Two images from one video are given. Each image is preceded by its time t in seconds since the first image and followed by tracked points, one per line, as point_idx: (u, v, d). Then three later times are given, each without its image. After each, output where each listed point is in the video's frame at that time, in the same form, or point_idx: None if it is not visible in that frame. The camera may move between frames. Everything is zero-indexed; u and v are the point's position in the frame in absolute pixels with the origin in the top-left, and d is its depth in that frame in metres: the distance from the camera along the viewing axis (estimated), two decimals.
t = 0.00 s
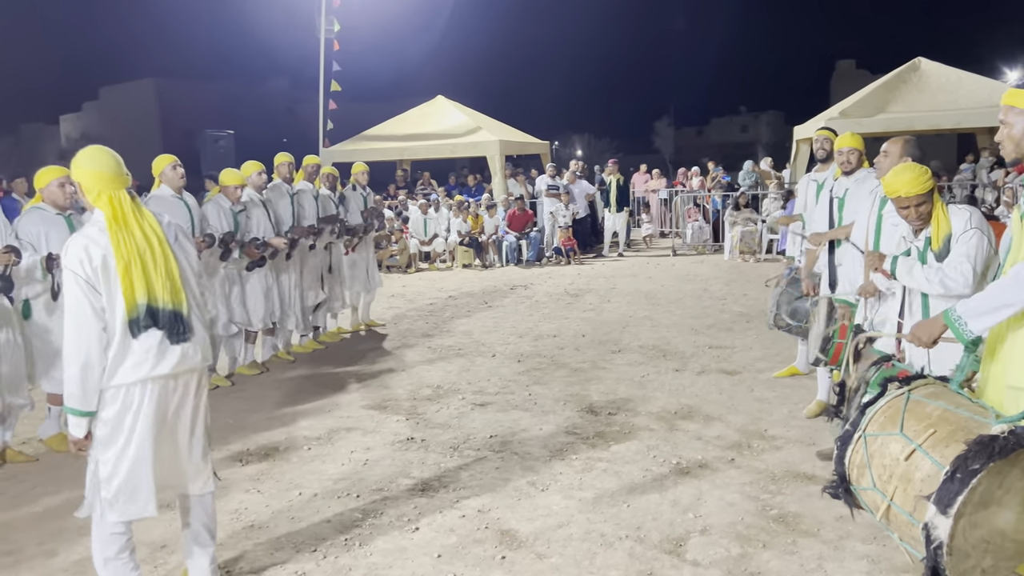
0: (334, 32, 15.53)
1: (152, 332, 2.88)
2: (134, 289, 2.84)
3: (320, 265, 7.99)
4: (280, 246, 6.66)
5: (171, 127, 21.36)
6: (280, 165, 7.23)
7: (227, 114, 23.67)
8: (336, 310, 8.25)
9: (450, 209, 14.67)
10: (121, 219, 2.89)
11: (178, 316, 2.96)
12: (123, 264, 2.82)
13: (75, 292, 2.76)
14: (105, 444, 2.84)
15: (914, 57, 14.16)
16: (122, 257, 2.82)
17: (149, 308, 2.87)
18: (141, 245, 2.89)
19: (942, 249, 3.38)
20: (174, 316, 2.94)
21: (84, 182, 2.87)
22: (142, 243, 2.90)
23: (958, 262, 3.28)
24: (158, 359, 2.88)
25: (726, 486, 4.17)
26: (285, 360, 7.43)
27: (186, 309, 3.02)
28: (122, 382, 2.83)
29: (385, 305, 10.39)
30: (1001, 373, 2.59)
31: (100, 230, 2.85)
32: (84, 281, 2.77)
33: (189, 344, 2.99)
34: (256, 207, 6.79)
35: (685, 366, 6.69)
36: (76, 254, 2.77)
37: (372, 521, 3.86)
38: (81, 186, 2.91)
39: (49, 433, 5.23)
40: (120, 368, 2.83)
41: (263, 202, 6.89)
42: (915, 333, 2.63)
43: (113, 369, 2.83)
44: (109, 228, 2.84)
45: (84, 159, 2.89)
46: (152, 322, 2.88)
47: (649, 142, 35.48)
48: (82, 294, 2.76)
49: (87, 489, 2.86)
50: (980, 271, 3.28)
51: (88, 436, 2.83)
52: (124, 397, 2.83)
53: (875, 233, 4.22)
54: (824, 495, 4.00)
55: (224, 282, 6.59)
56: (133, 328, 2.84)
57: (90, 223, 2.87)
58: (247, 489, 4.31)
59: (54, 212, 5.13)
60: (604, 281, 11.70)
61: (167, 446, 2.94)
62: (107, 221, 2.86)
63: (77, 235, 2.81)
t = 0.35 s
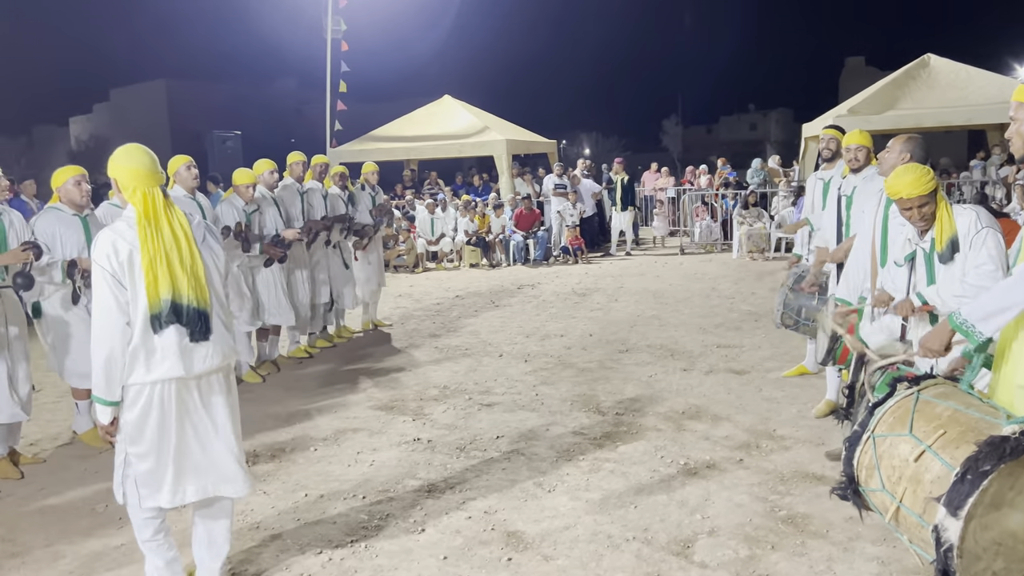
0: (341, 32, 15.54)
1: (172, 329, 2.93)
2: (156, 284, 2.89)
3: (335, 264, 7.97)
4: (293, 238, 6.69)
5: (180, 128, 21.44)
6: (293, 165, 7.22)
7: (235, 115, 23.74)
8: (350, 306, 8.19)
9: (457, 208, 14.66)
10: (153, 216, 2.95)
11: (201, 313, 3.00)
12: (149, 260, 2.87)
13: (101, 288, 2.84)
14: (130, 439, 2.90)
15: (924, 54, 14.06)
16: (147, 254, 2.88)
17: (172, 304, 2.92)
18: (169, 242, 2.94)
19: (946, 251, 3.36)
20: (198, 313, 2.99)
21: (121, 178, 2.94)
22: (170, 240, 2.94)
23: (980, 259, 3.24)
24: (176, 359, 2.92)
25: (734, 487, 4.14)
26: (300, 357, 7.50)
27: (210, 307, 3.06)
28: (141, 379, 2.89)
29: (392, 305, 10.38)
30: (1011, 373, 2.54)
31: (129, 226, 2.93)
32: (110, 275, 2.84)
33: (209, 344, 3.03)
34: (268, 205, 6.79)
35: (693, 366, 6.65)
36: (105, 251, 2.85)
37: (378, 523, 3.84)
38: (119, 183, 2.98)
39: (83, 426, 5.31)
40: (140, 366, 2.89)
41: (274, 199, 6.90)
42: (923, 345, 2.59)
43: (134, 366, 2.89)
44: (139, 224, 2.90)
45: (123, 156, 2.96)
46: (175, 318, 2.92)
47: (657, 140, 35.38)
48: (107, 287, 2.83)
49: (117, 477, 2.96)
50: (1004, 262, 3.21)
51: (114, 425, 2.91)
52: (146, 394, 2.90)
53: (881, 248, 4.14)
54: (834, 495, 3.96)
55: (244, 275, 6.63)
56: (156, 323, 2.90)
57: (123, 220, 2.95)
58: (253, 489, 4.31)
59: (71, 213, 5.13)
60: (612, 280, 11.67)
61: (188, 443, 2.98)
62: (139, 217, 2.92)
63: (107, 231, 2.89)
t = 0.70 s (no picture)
0: (337, 33, 15.51)
1: (182, 339, 2.89)
2: (170, 294, 2.86)
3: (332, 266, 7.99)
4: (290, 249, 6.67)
5: (175, 131, 21.37)
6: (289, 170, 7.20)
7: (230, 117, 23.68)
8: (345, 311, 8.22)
9: (454, 210, 14.64)
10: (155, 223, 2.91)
11: (209, 322, 2.98)
12: (160, 267, 2.84)
13: (109, 293, 2.74)
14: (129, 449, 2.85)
15: (920, 56, 14.08)
16: (158, 261, 2.84)
17: (184, 313, 2.89)
18: (175, 250, 2.92)
19: (954, 256, 3.34)
20: (207, 321, 2.98)
21: (118, 184, 2.86)
22: (175, 248, 2.92)
23: (995, 271, 3.25)
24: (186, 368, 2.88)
25: (735, 490, 4.12)
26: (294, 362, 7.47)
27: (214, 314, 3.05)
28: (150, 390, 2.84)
29: (389, 307, 10.34)
30: (1018, 380, 2.55)
31: (133, 231, 2.86)
32: (118, 281, 2.76)
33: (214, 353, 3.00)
34: (263, 211, 6.75)
35: (692, 368, 6.63)
36: (113, 258, 2.76)
37: (378, 529, 3.81)
38: (112, 188, 2.88)
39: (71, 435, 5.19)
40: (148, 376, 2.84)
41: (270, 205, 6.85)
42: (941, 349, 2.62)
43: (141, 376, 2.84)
44: (146, 231, 2.85)
45: (110, 160, 2.87)
46: (189, 327, 2.90)
47: (653, 142, 35.41)
48: (115, 295, 2.75)
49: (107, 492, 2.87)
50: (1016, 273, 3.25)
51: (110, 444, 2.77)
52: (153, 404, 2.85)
53: (886, 254, 4.16)
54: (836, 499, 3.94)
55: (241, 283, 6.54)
56: (169, 332, 2.85)
57: (123, 226, 2.87)
58: (251, 495, 4.28)
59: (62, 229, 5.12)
60: (609, 282, 11.65)
61: (189, 452, 2.94)
62: (142, 224, 2.87)
63: (110, 237, 2.80)
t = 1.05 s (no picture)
0: (317, 37, 15.40)
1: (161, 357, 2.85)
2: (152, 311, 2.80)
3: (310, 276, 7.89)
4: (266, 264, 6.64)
5: (151, 133, 21.08)
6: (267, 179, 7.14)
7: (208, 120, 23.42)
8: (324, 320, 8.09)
9: (436, 215, 14.58)
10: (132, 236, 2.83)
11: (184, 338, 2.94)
12: (146, 284, 2.78)
13: (95, 313, 2.61)
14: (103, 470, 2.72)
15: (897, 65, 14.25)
16: (145, 278, 2.78)
17: (163, 330, 2.84)
18: (153, 265, 2.86)
19: (947, 268, 3.34)
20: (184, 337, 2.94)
21: (88, 195, 2.75)
22: (151, 262, 2.86)
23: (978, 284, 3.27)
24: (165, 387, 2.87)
25: (725, 498, 4.10)
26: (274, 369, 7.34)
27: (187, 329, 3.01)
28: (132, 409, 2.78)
29: (371, 313, 10.26)
30: (1012, 388, 2.56)
31: (113, 245, 2.76)
32: (105, 300, 2.65)
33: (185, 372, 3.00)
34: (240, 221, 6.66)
35: (677, 375, 6.62)
36: (98, 272, 2.66)
37: (365, 539, 3.75)
38: (79, 199, 2.76)
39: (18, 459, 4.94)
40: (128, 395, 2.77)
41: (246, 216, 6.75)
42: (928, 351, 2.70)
43: (118, 396, 2.75)
44: (129, 245, 2.77)
45: (72, 169, 2.74)
46: (170, 344, 2.86)
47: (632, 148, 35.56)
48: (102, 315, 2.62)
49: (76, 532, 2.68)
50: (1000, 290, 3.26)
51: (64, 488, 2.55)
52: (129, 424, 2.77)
53: (872, 262, 4.25)
54: (825, 507, 3.94)
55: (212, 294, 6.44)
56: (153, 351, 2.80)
57: (101, 239, 2.75)
58: (234, 506, 4.20)
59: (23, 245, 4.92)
60: (591, 288, 11.65)
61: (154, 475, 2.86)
62: (122, 238, 2.78)
63: (94, 253, 2.68)
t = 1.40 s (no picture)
0: (290, 36, 15.23)
1: (128, 363, 2.77)
2: (122, 318, 2.73)
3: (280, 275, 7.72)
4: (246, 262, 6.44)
5: (118, 132, 20.68)
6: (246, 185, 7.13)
7: (176, 118, 23.06)
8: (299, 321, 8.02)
9: (410, 217, 14.51)
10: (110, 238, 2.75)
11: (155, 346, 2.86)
12: (116, 290, 2.70)
13: (56, 313, 2.53)
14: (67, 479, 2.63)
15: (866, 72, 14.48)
16: (115, 284, 2.71)
17: (131, 338, 2.76)
18: (129, 270, 2.78)
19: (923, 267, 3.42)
20: (153, 346, 2.86)
21: (72, 191, 2.69)
22: (130, 266, 2.79)
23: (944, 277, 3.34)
24: (131, 394, 2.78)
25: (708, 501, 4.12)
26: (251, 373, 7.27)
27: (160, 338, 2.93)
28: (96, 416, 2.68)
29: (345, 315, 10.17)
30: (997, 390, 2.59)
31: (88, 246, 2.68)
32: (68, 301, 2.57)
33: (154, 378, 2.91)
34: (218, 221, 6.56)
35: (655, 377, 6.65)
36: (66, 271, 2.58)
37: (348, 544, 3.70)
38: (63, 194, 2.70)
39: None
40: (92, 401, 2.67)
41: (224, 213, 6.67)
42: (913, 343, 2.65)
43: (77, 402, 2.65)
44: (103, 248, 2.70)
45: (62, 163, 2.69)
46: (136, 353, 2.78)
47: (604, 152, 35.73)
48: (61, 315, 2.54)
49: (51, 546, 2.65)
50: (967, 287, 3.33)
51: None
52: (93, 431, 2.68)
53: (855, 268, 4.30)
54: (807, 509, 3.97)
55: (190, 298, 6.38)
56: (117, 358, 2.73)
57: (76, 238, 2.69)
58: (213, 511, 4.12)
59: None
60: (567, 291, 11.66)
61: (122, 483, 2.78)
62: (98, 239, 2.71)
63: (65, 252, 2.62)
